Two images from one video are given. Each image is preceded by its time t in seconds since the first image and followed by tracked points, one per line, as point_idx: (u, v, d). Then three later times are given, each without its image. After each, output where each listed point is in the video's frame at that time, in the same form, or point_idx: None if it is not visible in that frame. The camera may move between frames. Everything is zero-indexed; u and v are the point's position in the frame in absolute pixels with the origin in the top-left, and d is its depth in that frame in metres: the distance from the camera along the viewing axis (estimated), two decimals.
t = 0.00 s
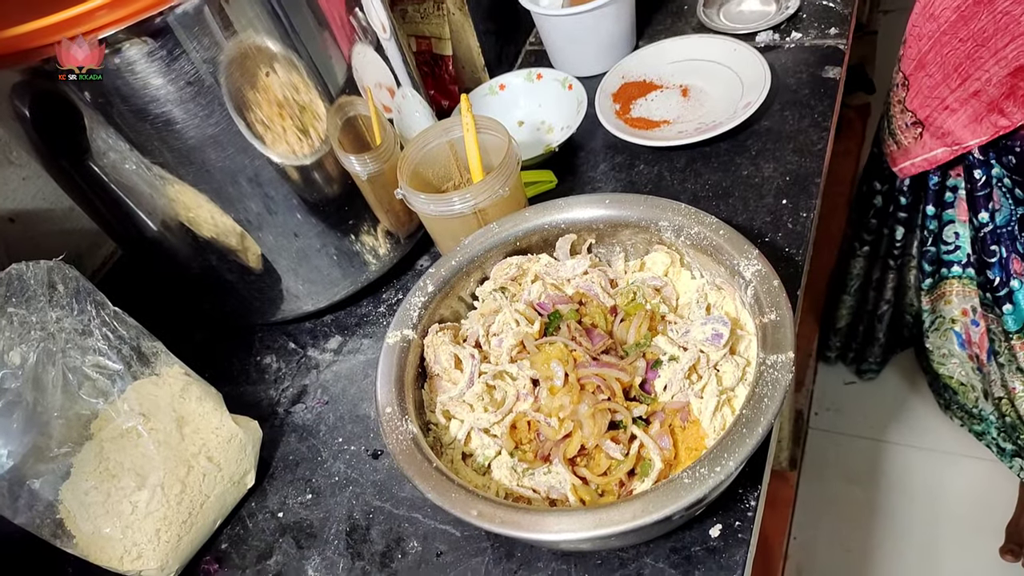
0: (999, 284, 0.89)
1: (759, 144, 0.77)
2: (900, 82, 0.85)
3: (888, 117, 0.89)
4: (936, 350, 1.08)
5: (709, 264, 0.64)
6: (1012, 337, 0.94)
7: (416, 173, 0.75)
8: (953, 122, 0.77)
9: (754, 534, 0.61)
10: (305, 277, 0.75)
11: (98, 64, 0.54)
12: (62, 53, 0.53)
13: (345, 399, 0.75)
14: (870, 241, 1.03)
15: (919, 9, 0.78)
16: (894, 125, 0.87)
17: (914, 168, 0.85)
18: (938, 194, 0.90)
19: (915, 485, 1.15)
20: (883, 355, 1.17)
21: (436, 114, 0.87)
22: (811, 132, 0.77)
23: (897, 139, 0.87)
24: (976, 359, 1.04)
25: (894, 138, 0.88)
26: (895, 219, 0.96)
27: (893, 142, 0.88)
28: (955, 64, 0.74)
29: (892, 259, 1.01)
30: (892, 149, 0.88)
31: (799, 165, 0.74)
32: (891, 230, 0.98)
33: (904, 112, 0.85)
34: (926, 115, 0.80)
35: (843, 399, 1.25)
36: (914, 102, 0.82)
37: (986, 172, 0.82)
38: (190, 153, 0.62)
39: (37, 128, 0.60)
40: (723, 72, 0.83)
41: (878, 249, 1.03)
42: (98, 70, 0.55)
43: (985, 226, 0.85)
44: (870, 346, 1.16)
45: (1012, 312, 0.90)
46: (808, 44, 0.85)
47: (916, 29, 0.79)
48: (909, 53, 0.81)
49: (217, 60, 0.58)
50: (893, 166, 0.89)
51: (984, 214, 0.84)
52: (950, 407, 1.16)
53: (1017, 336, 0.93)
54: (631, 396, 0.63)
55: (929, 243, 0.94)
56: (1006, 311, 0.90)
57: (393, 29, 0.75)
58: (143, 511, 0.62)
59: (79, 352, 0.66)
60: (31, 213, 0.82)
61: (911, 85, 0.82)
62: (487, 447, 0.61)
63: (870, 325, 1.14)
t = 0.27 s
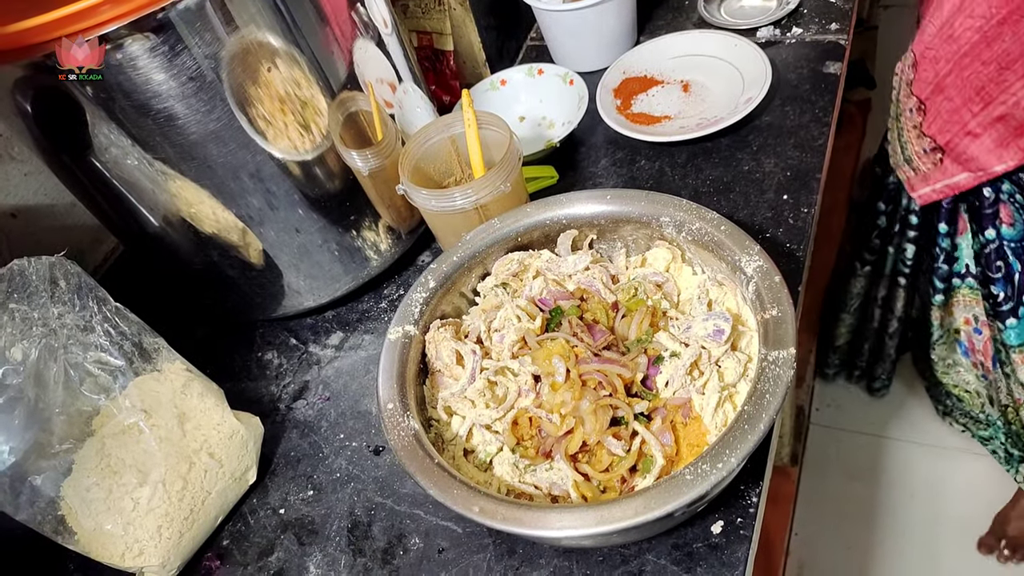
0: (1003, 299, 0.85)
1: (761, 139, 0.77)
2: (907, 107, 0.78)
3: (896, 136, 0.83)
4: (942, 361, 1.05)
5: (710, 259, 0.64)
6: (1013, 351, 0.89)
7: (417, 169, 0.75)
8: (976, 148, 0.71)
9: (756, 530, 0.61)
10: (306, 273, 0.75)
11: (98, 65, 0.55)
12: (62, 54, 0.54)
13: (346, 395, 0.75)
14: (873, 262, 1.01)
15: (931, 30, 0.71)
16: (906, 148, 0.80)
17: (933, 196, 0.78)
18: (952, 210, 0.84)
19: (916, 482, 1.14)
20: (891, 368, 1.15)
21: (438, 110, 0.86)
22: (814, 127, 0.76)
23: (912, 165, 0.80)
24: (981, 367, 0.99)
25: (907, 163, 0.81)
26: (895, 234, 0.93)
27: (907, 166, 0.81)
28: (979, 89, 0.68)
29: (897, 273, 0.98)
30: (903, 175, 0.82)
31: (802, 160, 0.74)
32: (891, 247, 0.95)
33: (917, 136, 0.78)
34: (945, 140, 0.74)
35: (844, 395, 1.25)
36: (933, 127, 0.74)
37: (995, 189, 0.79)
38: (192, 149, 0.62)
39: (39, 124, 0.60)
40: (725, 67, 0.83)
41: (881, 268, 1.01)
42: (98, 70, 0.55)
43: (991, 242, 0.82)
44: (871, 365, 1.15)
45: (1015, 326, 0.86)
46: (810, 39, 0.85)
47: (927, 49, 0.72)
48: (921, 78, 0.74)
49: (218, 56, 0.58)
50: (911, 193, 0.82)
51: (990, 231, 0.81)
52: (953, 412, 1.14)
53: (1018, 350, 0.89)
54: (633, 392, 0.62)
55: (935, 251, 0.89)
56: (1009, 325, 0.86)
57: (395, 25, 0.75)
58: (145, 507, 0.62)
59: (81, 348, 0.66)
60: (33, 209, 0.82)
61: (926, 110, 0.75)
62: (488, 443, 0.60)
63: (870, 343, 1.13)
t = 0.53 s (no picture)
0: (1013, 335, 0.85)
1: (763, 140, 0.77)
2: (914, 162, 0.73)
3: (900, 186, 0.78)
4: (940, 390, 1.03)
5: (712, 260, 0.64)
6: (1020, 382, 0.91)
7: (418, 169, 0.75)
8: (1001, 204, 0.64)
9: (758, 532, 0.61)
10: (306, 273, 0.74)
11: (98, 65, 0.55)
12: (62, 53, 0.54)
13: (347, 396, 0.74)
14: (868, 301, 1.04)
15: (942, 79, 0.64)
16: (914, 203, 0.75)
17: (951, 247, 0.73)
18: (970, 259, 0.83)
19: (915, 484, 1.14)
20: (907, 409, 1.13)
21: (439, 110, 0.86)
22: (815, 129, 0.76)
23: (922, 219, 0.75)
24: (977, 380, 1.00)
25: (915, 218, 0.76)
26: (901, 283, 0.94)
27: (915, 221, 0.77)
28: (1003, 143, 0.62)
29: (908, 323, 0.98)
30: (912, 228, 0.78)
31: (804, 162, 0.74)
32: (902, 296, 0.95)
33: (928, 193, 0.72)
34: (965, 195, 0.67)
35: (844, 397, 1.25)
36: (946, 182, 0.68)
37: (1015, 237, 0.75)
38: (192, 148, 0.61)
39: (38, 123, 0.60)
40: (727, 68, 0.83)
41: (878, 309, 1.03)
42: (97, 70, 0.55)
43: (1007, 284, 0.80)
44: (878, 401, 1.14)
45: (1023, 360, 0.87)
46: (812, 41, 0.85)
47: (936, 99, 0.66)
48: (931, 129, 0.68)
49: (219, 55, 0.57)
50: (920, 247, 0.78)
51: (1007, 273, 0.78)
52: (949, 437, 1.13)
53: None
54: (635, 393, 0.62)
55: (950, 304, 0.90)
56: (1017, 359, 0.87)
57: (396, 24, 0.75)
58: (144, 508, 0.61)
59: (80, 349, 0.65)
60: (32, 209, 0.82)
61: (937, 166, 0.69)
62: (490, 444, 0.60)
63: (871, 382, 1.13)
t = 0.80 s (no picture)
0: None
1: (768, 139, 0.77)
2: (937, 219, 0.76)
3: (916, 233, 0.82)
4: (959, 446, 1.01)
5: (718, 258, 0.64)
6: None
7: (423, 166, 0.74)
8: None
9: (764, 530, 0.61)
10: (311, 270, 0.74)
11: (98, 65, 0.55)
12: (62, 53, 0.54)
13: (351, 393, 0.74)
14: (872, 354, 1.01)
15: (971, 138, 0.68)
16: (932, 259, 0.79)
17: (965, 305, 0.79)
18: (994, 320, 0.84)
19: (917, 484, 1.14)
20: (928, 474, 1.07)
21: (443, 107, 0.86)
22: (820, 128, 0.77)
23: (937, 275, 0.80)
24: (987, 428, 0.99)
25: (931, 271, 0.81)
26: (916, 346, 0.94)
27: (931, 275, 0.81)
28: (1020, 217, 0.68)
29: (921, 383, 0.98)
30: (927, 282, 0.82)
31: (809, 160, 0.74)
32: (918, 357, 0.95)
33: (945, 251, 0.77)
34: (982, 264, 0.73)
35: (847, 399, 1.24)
36: (967, 247, 0.74)
37: None
38: (195, 144, 0.61)
39: (41, 118, 0.60)
40: (732, 67, 0.83)
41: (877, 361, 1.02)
42: (98, 70, 0.55)
43: None
44: (880, 461, 1.10)
45: None
46: (817, 39, 0.85)
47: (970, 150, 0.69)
48: (954, 186, 0.72)
49: (223, 50, 0.57)
50: (936, 301, 0.82)
51: None
52: (976, 501, 1.07)
53: None
54: (641, 391, 0.62)
55: (974, 367, 0.91)
56: None
57: (401, 21, 0.74)
58: (148, 505, 0.61)
59: (83, 345, 0.65)
60: (34, 205, 0.81)
61: (961, 223, 0.73)
62: (495, 441, 0.60)
63: (873, 439, 1.10)
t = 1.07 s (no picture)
0: None
1: (774, 137, 0.77)
2: (948, 277, 0.66)
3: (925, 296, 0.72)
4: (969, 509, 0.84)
5: (724, 256, 0.64)
6: None
7: (429, 163, 0.74)
8: None
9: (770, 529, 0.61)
10: (316, 268, 0.74)
11: (98, 64, 0.55)
12: (62, 54, 0.54)
13: (356, 390, 0.74)
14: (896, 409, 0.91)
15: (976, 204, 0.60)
16: (948, 321, 0.68)
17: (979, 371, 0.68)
18: (1003, 381, 0.71)
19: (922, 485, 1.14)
20: (929, 531, 0.96)
21: (450, 105, 0.86)
22: (827, 126, 0.76)
23: (952, 336, 0.68)
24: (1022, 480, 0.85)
25: (944, 332, 0.69)
26: (922, 400, 0.83)
27: (944, 336, 0.70)
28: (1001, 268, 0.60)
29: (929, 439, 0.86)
30: (940, 343, 0.71)
31: (816, 158, 0.74)
32: (924, 412, 0.84)
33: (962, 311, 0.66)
34: (1005, 317, 0.62)
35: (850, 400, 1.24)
36: (984, 301, 0.63)
37: None
38: (201, 140, 0.61)
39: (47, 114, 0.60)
40: (738, 64, 0.83)
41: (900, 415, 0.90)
42: (98, 71, 0.55)
43: None
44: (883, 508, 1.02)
45: None
46: (824, 37, 0.85)
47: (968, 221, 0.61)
48: (960, 249, 0.63)
49: (229, 46, 0.57)
50: (948, 362, 0.71)
51: None
52: (986, 563, 0.92)
53: None
54: (647, 389, 0.62)
55: (980, 428, 0.77)
56: None
57: (407, 18, 0.74)
58: (153, 501, 0.61)
59: (88, 341, 0.65)
60: (39, 201, 0.81)
61: (974, 285, 0.63)
62: (501, 438, 0.60)
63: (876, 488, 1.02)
